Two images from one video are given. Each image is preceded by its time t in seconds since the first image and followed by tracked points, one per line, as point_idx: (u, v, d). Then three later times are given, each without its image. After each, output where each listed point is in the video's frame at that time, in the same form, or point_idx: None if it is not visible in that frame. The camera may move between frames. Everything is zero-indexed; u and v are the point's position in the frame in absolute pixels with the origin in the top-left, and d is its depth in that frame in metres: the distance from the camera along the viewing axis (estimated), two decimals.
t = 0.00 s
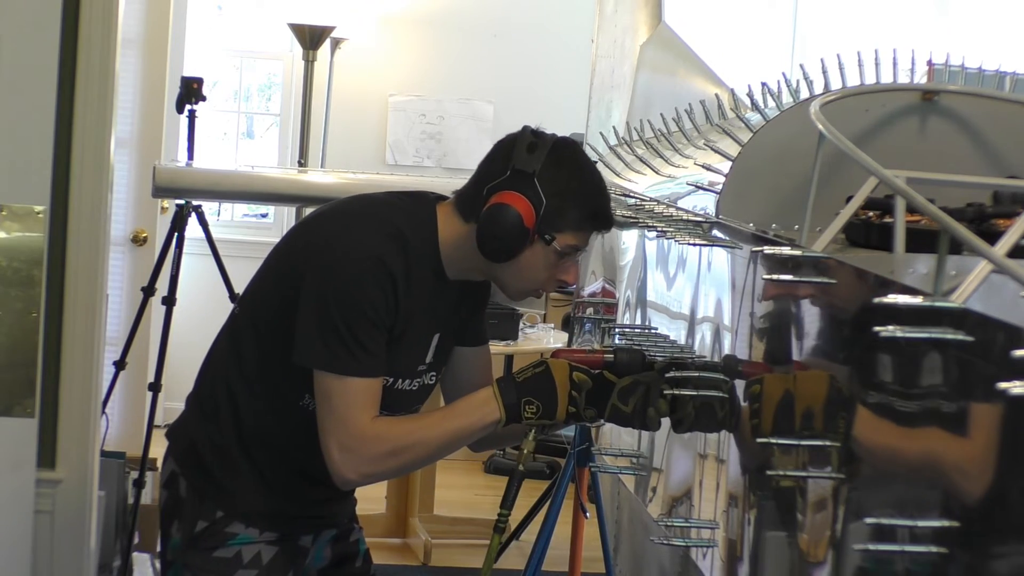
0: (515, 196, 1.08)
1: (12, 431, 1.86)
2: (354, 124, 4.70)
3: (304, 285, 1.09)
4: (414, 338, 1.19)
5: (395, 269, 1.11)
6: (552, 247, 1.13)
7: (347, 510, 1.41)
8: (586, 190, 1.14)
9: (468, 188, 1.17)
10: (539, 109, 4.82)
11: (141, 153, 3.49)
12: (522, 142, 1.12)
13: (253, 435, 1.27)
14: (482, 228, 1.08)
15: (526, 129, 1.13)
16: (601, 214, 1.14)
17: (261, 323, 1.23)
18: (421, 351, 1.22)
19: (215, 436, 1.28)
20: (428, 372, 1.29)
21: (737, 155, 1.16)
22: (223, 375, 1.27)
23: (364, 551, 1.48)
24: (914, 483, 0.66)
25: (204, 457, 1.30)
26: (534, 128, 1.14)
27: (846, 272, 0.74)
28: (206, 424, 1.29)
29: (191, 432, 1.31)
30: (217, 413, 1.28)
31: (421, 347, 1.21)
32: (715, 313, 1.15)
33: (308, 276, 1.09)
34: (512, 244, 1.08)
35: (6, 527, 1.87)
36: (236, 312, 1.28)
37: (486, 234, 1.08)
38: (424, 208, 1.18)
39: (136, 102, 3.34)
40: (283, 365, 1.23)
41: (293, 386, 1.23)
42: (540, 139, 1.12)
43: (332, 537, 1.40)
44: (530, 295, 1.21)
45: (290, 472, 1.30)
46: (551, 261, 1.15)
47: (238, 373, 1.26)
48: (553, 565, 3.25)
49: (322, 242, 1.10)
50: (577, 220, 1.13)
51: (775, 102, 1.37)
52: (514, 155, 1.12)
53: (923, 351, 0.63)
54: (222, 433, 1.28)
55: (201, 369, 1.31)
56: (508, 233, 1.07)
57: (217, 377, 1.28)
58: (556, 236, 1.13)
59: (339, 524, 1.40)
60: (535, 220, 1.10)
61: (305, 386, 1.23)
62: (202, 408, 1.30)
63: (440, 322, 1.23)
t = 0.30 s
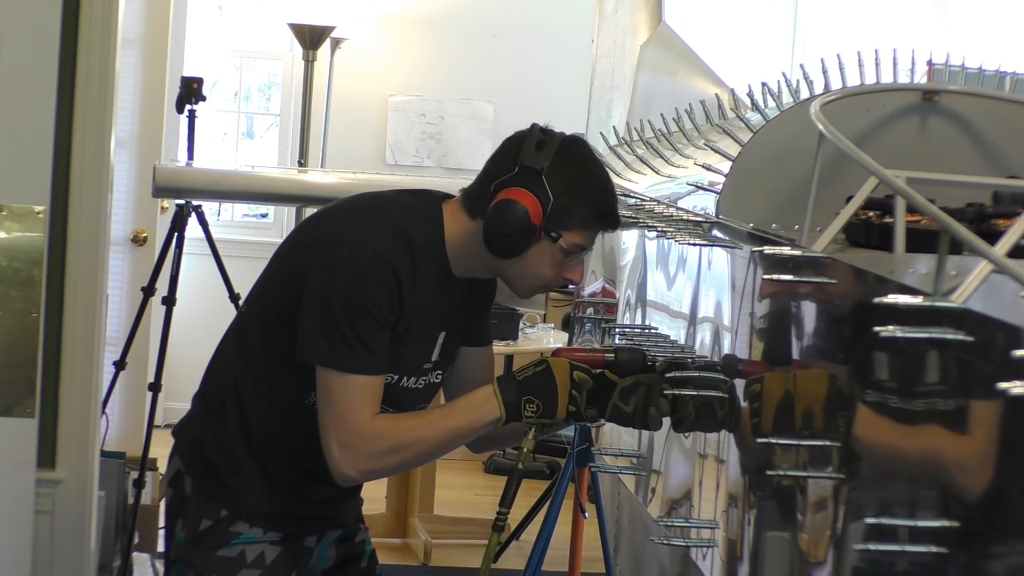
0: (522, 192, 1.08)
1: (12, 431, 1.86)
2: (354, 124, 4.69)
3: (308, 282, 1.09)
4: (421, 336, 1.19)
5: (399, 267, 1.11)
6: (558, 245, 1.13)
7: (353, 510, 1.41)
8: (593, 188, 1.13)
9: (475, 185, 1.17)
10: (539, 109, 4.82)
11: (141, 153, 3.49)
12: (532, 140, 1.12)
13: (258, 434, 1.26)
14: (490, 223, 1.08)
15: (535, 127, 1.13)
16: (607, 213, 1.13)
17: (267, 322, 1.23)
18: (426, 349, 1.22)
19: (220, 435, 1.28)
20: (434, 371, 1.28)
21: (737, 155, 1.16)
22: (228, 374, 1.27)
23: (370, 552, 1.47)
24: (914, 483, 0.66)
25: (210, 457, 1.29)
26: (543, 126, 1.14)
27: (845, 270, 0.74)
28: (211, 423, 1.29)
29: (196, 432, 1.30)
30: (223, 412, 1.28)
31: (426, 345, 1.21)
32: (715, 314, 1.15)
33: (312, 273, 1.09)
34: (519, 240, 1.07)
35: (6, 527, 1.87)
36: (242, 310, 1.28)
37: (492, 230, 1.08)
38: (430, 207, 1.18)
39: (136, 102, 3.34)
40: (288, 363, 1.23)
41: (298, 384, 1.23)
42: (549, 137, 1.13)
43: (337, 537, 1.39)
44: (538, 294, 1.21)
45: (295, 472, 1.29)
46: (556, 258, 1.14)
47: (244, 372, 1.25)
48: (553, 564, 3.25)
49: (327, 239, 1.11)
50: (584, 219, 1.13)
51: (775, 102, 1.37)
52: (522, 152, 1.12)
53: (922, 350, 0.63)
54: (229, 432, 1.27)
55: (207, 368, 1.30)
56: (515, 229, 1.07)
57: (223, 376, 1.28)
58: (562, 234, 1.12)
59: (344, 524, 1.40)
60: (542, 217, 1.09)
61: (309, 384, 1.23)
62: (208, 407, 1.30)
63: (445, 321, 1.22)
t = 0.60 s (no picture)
0: (523, 193, 1.08)
1: (11, 432, 1.86)
2: (354, 124, 4.69)
3: (307, 280, 1.09)
4: (421, 335, 1.19)
5: (399, 266, 1.11)
6: (558, 246, 1.13)
7: (353, 510, 1.41)
8: (594, 189, 1.13)
9: (477, 186, 1.17)
10: (539, 109, 4.82)
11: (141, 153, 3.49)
12: (533, 141, 1.12)
13: (258, 433, 1.26)
14: (490, 223, 1.08)
15: (537, 127, 1.13)
16: (608, 214, 1.13)
17: (266, 321, 1.23)
18: (427, 349, 1.22)
19: (219, 435, 1.28)
20: (433, 371, 1.28)
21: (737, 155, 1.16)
22: (228, 373, 1.27)
23: (370, 553, 1.48)
24: (914, 482, 0.66)
25: (210, 456, 1.29)
26: (545, 127, 1.14)
27: (845, 270, 0.74)
28: (211, 422, 1.29)
29: (197, 432, 1.30)
30: (222, 411, 1.28)
31: (427, 345, 1.21)
32: (715, 314, 1.15)
33: (311, 271, 1.09)
34: (519, 240, 1.07)
35: (6, 527, 1.87)
36: (241, 310, 1.28)
37: (493, 231, 1.08)
38: (430, 206, 1.19)
39: (136, 102, 3.34)
40: (288, 362, 1.23)
41: (298, 383, 1.23)
42: (551, 138, 1.13)
43: (337, 538, 1.40)
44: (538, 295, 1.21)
45: (293, 473, 1.29)
46: (557, 259, 1.14)
47: (245, 371, 1.25)
48: (553, 565, 3.25)
49: (326, 237, 1.11)
50: (585, 219, 1.13)
51: (775, 102, 1.37)
52: (524, 153, 1.12)
53: (922, 350, 0.63)
54: (229, 432, 1.27)
55: (207, 367, 1.30)
56: (515, 229, 1.07)
57: (222, 376, 1.28)
58: (563, 235, 1.12)
59: (344, 525, 1.41)
60: (543, 217, 1.09)
61: (310, 383, 1.23)
62: (207, 407, 1.30)
63: (445, 321, 1.22)
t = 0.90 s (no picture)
0: (523, 194, 1.08)
1: (11, 432, 1.86)
2: (354, 124, 4.69)
3: (307, 280, 1.09)
4: (420, 335, 1.19)
5: (398, 265, 1.11)
6: (558, 247, 1.13)
7: (353, 510, 1.42)
8: (593, 191, 1.13)
9: (477, 186, 1.17)
10: (539, 109, 4.82)
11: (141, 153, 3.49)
12: (533, 142, 1.12)
13: (257, 433, 1.26)
14: (490, 224, 1.08)
15: (537, 128, 1.13)
16: (607, 215, 1.13)
17: (265, 321, 1.23)
18: (426, 349, 1.22)
19: (218, 435, 1.27)
20: (431, 370, 1.28)
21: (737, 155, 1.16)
22: (227, 373, 1.27)
23: (369, 553, 1.48)
24: (913, 482, 0.66)
25: (209, 456, 1.29)
26: (545, 128, 1.14)
27: (845, 271, 0.74)
28: (210, 423, 1.29)
29: (197, 432, 1.30)
30: (222, 411, 1.27)
31: (426, 345, 1.21)
32: (715, 314, 1.15)
33: (310, 271, 1.09)
34: (519, 241, 1.07)
35: (6, 527, 1.87)
36: (240, 310, 1.27)
37: (493, 231, 1.08)
38: (429, 206, 1.19)
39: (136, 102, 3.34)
40: (287, 362, 1.23)
41: (297, 383, 1.23)
42: (551, 139, 1.13)
43: (336, 537, 1.41)
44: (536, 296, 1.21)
45: (292, 473, 1.29)
46: (556, 260, 1.14)
47: (244, 371, 1.25)
48: (553, 564, 3.25)
49: (325, 237, 1.10)
50: (584, 221, 1.13)
51: (775, 102, 1.37)
52: (524, 154, 1.12)
53: (922, 350, 0.63)
54: (228, 432, 1.27)
55: (206, 367, 1.30)
56: (515, 230, 1.07)
57: (221, 376, 1.28)
58: (563, 236, 1.12)
59: (343, 525, 1.41)
60: (542, 218, 1.09)
61: (309, 383, 1.23)
62: (206, 407, 1.29)
63: (445, 321, 1.22)
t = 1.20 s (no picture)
0: (525, 196, 1.08)
1: (11, 432, 1.86)
2: (353, 124, 4.69)
3: (307, 281, 1.09)
4: (420, 336, 1.19)
5: (399, 266, 1.11)
6: (561, 249, 1.13)
7: (353, 511, 1.42)
8: (595, 193, 1.13)
9: (480, 187, 1.17)
10: (539, 109, 4.82)
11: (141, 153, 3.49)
12: (537, 143, 1.12)
13: (258, 434, 1.26)
14: (492, 226, 1.08)
15: (540, 130, 1.13)
16: (609, 217, 1.14)
17: (266, 321, 1.23)
18: (427, 350, 1.22)
19: (219, 435, 1.27)
20: (432, 371, 1.28)
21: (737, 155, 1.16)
22: (228, 374, 1.27)
23: (370, 553, 1.48)
24: (913, 483, 0.66)
25: (210, 457, 1.29)
26: (548, 130, 1.14)
27: (845, 272, 0.74)
28: (210, 423, 1.29)
29: (197, 433, 1.30)
30: (222, 412, 1.27)
31: (427, 345, 1.21)
32: (715, 314, 1.15)
33: (311, 271, 1.09)
34: (522, 244, 1.07)
35: (6, 527, 1.87)
36: (242, 310, 1.27)
37: (496, 233, 1.08)
38: (430, 207, 1.19)
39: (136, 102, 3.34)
40: (287, 363, 1.23)
41: (297, 383, 1.23)
42: (554, 140, 1.13)
43: (337, 538, 1.41)
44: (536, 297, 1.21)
45: (292, 472, 1.29)
46: (558, 262, 1.14)
47: (244, 371, 1.25)
48: (553, 564, 3.25)
49: (326, 237, 1.10)
50: (585, 222, 1.13)
51: (775, 102, 1.37)
52: (527, 156, 1.12)
53: (922, 351, 0.63)
54: (228, 432, 1.27)
55: (207, 368, 1.30)
56: (517, 232, 1.07)
57: (222, 377, 1.28)
58: (565, 238, 1.13)
59: (344, 525, 1.41)
60: (545, 221, 1.09)
61: (310, 384, 1.23)
62: (207, 408, 1.29)
63: (445, 322, 1.22)
